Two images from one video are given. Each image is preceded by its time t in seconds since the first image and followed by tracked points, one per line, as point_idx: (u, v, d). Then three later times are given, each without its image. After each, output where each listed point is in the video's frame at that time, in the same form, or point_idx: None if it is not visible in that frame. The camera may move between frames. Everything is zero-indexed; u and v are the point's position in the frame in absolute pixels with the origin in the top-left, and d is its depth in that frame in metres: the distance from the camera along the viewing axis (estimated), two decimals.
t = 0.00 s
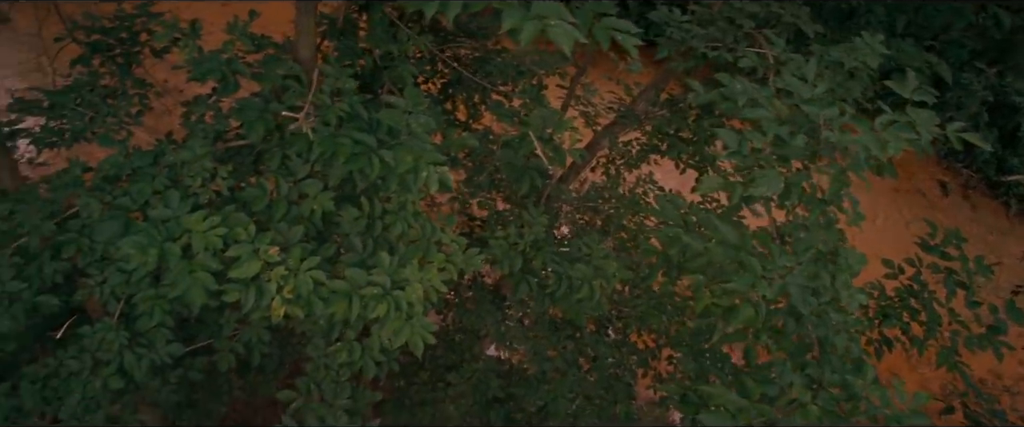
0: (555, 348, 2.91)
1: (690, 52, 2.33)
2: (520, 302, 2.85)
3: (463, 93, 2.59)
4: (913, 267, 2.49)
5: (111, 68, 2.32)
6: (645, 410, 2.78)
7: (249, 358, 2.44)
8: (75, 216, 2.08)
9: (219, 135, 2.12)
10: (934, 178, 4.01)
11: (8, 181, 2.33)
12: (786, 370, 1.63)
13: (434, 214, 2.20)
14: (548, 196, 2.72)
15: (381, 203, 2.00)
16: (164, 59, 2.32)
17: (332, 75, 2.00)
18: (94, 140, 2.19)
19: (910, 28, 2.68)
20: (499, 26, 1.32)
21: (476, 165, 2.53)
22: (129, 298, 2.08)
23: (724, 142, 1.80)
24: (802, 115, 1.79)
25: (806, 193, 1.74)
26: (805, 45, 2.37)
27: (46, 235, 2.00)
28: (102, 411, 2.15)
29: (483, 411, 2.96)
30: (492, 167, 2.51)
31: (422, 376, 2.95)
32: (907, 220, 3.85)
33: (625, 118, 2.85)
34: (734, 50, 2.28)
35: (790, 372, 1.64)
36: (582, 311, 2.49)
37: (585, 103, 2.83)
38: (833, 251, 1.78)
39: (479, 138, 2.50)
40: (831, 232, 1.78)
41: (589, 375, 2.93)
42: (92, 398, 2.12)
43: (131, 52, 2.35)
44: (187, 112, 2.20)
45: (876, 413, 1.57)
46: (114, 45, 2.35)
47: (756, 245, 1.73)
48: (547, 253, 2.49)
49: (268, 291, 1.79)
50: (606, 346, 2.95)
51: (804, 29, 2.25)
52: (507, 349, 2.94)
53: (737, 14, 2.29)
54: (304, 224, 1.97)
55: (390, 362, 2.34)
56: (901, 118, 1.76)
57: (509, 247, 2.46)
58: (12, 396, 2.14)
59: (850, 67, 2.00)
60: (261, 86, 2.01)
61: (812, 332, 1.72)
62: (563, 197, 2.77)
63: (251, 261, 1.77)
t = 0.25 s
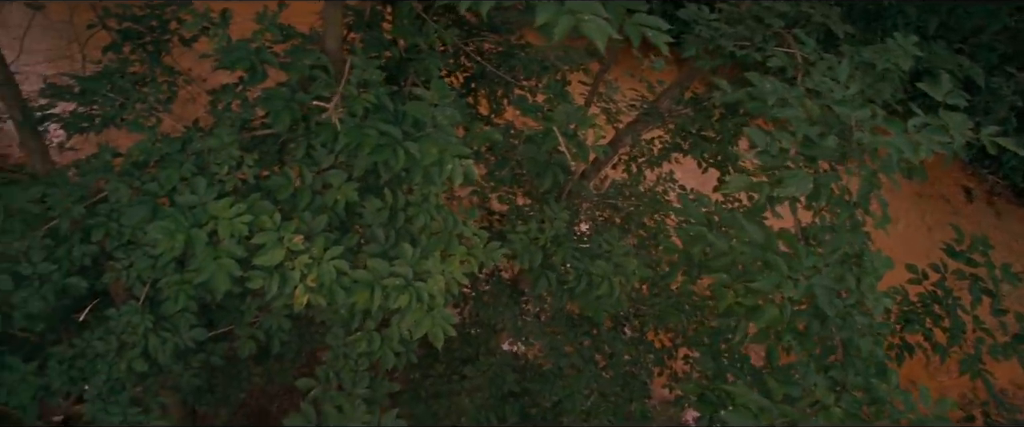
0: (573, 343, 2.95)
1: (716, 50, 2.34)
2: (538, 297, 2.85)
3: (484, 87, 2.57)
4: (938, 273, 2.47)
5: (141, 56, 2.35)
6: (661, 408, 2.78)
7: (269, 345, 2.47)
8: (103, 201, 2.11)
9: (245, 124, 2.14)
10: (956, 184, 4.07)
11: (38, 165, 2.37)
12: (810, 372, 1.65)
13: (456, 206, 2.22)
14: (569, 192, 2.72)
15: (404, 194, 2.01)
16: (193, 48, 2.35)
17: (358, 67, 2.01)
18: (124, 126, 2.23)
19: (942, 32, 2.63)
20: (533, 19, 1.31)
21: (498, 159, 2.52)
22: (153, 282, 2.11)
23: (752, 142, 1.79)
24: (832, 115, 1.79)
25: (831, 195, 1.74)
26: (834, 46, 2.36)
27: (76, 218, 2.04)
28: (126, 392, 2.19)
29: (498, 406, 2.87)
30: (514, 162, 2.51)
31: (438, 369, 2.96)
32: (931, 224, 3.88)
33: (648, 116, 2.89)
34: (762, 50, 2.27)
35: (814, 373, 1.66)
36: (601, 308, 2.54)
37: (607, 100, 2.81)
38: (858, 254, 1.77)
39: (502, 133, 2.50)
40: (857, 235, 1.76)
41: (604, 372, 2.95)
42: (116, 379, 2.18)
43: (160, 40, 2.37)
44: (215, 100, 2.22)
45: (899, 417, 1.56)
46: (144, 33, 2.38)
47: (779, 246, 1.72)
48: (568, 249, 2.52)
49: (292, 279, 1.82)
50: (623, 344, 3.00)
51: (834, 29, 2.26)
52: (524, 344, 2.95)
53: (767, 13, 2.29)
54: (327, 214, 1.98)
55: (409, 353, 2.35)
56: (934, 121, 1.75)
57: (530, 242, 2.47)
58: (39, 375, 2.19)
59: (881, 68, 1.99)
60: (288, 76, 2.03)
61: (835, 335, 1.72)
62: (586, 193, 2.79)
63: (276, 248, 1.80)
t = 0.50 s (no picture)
0: (588, 342, 2.94)
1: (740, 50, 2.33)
2: (554, 294, 2.85)
3: (502, 84, 2.57)
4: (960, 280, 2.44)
5: (167, 45, 2.38)
6: (674, 408, 2.77)
7: (287, 334, 2.49)
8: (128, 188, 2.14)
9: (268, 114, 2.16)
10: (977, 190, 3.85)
11: (66, 152, 2.41)
12: (831, 376, 1.65)
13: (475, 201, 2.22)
14: (587, 190, 2.72)
15: (424, 189, 2.02)
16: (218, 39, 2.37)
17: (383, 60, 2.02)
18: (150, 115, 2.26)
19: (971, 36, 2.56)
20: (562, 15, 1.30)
21: (518, 156, 2.52)
22: (175, 270, 2.14)
23: (777, 144, 1.77)
24: (859, 117, 1.78)
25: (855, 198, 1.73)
26: (861, 48, 2.33)
27: (102, 205, 2.08)
28: (146, 377, 2.23)
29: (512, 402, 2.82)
30: (533, 159, 2.51)
31: (451, 363, 2.97)
32: (949, 232, 3.76)
33: (668, 115, 2.89)
34: (787, 51, 2.27)
35: (835, 377, 1.66)
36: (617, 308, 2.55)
37: (627, 99, 2.74)
38: (881, 259, 1.75)
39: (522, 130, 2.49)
40: (881, 239, 1.74)
41: (618, 371, 2.95)
42: (138, 364, 2.22)
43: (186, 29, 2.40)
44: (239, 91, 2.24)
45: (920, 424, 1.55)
46: (172, 22, 2.41)
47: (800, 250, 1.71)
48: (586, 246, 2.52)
49: (313, 270, 1.83)
50: (637, 343, 3.00)
51: (861, 31, 2.22)
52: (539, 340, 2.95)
53: (793, 13, 2.28)
54: (348, 207, 2.00)
55: (424, 347, 2.37)
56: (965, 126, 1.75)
57: (548, 239, 2.47)
58: (64, 358, 2.25)
59: (910, 71, 1.97)
60: (312, 68, 2.04)
61: (857, 339, 1.70)
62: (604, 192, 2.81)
63: (297, 239, 1.81)
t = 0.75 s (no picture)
0: (604, 342, 2.95)
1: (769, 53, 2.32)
2: (572, 293, 2.85)
3: (526, 83, 2.60)
4: (986, 292, 2.41)
5: (196, 36, 2.41)
6: (690, 411, 2.77)
7: (306, 325, 2.52)
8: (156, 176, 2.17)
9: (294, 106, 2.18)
10: (1005, 202, 3.95)
11: (95, 139, 2.46)
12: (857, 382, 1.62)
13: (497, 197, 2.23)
14: (609, 190, 2.72)
15: (448, 184, 2.03)
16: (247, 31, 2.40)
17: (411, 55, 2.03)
18: (178, 105, 2.29)
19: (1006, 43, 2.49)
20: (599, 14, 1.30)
21: (542, 154, 2.53)
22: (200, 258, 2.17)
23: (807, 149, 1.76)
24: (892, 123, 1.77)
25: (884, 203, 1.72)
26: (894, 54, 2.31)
27: (130, 192, 2.11)
28: (169, 362, 2.27)
29: (527, 400, 2.86)
30: (556, 157, 2.52)
31: (467, 359, 2.95)
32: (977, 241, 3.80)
33: (693, 118, 2.87)
34: (817, 56, 2.27)
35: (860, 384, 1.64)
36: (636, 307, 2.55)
37: (649, 101, 2.71)
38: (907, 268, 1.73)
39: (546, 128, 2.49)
40: (908, 247, 1.73)
41: (635, 372, 2.95)
42: (160, 349, 2.25)
43: (215, 21, 2.43)
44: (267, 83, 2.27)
45: None
46: (201, 13, 2.44)
47: (826, 256, 1.70)
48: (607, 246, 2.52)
49: (336, 262, 1.85)
50: (654, 345, 2.99)
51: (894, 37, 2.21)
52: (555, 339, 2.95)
53: (824, 18, 2.26)
54: (371, 200, 2.01)
55: (442, 342, 2.38)
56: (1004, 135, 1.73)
57: (569, 238, 2.48)
58: (90, 341, 2.30)
59: (945, 78, 1.94)
60: (340, 62, 2.05)
61: (884, 347, 1.68)
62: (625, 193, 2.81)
63: (322, 231, 1.83)
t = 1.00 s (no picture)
0: (622, 344, 2.92)
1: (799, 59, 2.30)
2: (590, 294, 2.85)
3: (552, 81, 2.62)
4: (1013, 306, 2.38)
5: (226, 28, 2.43)
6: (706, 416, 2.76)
7: (326, 317, 2.54)
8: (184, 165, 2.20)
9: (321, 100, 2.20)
10: None
11: (123, 126, 2.49)
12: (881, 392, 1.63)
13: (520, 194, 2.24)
14: (631, 191, 2.71)
15: (471, 181, 2.04)
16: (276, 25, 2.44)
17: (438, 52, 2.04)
18: (208, 95, 2.32)
19: None
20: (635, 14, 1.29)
21: (565, 154, 2.53)
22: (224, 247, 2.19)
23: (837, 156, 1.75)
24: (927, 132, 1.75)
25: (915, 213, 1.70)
26: (927, 61, 2.29)
27: (159, 179, 2.15)
28: (191, 350, 2.30)
29: (542, 399, 2.96)
30: (580, 157, 2.54)
31: (482, 356, 2.95)
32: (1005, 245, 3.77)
33: (718, 122, 2.87)
34: (848, 62, 2.26)
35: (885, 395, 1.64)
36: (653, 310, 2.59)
37: (673, 103, 2.61)
38: (935, 278, 1.71)
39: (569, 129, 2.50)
40: (937, 258, 1.71)
41: (651, 375, 2.95)
42: (183, 337, 2.29)
43: (245, 12, 2.45)
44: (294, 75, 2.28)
45: None
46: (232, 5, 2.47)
47: (851, 265, 1.68)
48: (628, 247, 2.53)
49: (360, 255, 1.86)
50: (672, 349, 2.97)
51: (927, 45, 2.20)
52: (572, 339, 2.96)
53: (856, 24, 2.25)
54: (395, 195, 2.02)
55: (460, 338, 2.39)
56: None
57: (590, 239, 2.49)
58: (115, 326, 2.34)
59: (981, 87, 1.91)
60: (368, 56, 2.06)
61: (908, 357, 1.68)
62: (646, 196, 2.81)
63: (347, 224, 1.84)
